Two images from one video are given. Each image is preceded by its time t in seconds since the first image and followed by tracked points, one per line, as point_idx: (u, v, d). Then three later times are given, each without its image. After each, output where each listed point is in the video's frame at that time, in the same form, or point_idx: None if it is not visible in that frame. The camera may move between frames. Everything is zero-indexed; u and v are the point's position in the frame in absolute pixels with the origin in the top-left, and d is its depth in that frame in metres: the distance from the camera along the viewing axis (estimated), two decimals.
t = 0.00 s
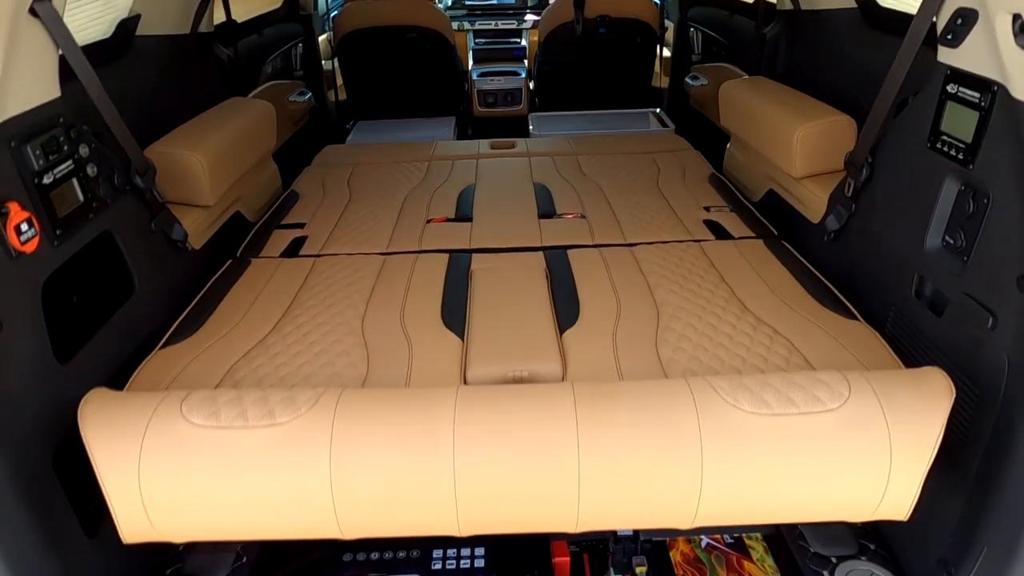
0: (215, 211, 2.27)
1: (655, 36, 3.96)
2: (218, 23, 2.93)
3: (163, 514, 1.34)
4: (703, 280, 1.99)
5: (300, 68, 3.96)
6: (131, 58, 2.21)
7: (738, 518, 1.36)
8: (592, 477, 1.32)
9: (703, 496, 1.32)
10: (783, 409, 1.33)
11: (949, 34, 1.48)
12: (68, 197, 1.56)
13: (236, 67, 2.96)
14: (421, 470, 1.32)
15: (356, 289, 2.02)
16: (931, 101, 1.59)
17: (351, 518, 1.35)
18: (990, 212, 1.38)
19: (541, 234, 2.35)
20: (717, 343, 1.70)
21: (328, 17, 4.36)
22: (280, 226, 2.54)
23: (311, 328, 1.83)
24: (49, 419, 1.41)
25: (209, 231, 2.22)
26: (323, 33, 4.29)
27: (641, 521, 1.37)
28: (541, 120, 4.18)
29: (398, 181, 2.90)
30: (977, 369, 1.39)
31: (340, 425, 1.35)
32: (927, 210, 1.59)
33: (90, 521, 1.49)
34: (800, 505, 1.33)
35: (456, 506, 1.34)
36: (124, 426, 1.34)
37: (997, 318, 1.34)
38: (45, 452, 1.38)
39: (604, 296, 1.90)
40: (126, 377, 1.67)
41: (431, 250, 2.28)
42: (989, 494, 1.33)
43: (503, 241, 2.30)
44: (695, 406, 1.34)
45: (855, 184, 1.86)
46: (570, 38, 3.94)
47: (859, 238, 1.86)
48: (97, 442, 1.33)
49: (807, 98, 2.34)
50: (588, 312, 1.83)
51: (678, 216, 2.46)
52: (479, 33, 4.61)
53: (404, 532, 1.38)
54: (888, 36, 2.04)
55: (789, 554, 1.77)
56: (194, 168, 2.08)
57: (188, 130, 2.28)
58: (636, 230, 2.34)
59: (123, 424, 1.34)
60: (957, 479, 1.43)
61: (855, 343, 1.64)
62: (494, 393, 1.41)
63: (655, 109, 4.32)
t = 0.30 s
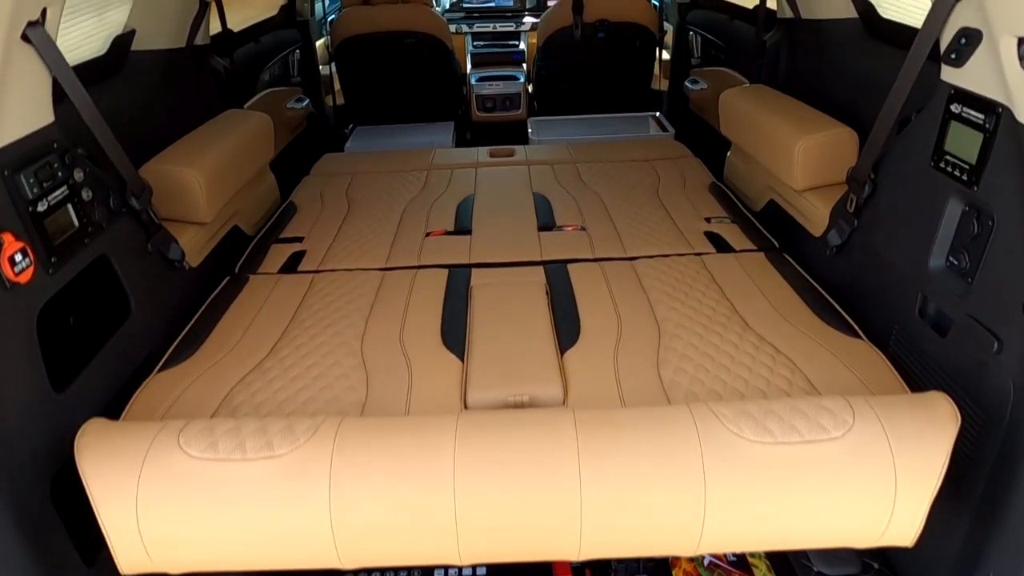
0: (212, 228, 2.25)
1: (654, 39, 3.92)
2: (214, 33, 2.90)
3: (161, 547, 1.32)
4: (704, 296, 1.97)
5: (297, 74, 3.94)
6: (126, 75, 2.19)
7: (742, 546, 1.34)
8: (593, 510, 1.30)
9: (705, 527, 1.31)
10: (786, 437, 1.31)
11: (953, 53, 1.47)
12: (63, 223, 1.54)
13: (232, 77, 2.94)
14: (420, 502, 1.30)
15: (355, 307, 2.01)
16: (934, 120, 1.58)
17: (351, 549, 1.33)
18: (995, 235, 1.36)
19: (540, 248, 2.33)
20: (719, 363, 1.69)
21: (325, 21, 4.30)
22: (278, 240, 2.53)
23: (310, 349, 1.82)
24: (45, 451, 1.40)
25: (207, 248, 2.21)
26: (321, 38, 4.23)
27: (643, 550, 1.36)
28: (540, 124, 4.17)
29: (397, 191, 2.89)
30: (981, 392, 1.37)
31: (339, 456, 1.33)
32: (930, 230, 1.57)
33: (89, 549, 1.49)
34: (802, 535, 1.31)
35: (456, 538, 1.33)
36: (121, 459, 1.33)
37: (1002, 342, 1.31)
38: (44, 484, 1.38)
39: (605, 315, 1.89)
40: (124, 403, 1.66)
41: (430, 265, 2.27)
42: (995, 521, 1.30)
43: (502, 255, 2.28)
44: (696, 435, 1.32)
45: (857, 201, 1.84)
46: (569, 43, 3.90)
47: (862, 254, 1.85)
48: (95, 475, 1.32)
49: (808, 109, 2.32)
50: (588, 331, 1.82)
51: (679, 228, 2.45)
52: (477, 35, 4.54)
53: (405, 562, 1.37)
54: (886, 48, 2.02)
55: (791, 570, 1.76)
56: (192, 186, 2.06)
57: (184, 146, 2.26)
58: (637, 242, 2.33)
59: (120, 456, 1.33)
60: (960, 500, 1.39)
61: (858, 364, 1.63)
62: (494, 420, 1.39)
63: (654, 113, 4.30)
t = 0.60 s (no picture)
0: (221, 246, 2.25)
1: (662, 48, 3.91)
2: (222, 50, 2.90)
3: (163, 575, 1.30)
4: (714, 313, 1.96)
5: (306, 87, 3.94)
6: (134, 94, 2.20)
7: None
8: (605, 540, 1.26)
9: (717, 554, 1.26)
10: (799, 463, 1.28)
11: (966, 71, 1.45)
12: (71, 248, 1.55)
13: (241, 93, 2.94)
14: (427, 531, 1.26)
15: (362, 325, 2.00)
16: (946, 137, 1.56)
17: None
18: (1010, 255, 1.34)
19: (548, 263, 2.32)
20: (729, 384, 1.67)
21: (334, 33, 4.30)
22: (286, 256, 2.53)
23: (318, 369, 1.82)
24: (53, 477, 1.39)
25: (215, 266, 2.21)
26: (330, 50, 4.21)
27: None
28: (548, 135, 4.16)
29: (405, 205, 2.89)
30: (997, 415, 1.34)
31: (345, 482, 1.31)
32: (944, 248, 1.55)
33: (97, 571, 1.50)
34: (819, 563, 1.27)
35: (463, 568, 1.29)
36: (128, 486, 1.31)
37: (1018, 365, 1.29)
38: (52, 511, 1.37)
39: (614, 334, 1.87)
40: (132, 426, 1.66)
41: (438, 281, 2.26)
42: (1013, 547, 1.28)
43: (510, 271, 2.27)
44: (707, 461, 1.29)
45: (869, 216, 1.82)
46: (578, 53, 3.88)
47: (874, 270, 1.82)
48: (101, 502, 1.31)
49: (817, 121, 2.30)
50: (597, 349, 1.81)
51: (688, 242, 2.43)
52: (485, 45, 4.52)
53: None
54: (896, 60, 2.00)
55: None
56: (199, 205, 2.06)
57: (191, 165, 2.26)
58: (646, 257, 2.31)
59: (126, 483, 1.32)
60: (975, 526, 1.38)
61: (871, 384, 1.61)
62: (502, 443, 1.38)
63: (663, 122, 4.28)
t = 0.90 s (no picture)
0: (224, 255, 2.26)
1: (664, 57, 3.92)
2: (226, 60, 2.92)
3: None
4: (716, 321, 1.95)
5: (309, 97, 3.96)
6: (139, 105, 2.21)
7: None
8: (606, 550, 1.25)
9: (718, 565, 1.25)
10: (801, 472, 1.27)
11: (965, 79, 1.45)
12: (75, 258, 1.56)
13: (245, 104, 2.96)
14: (429, 539, 1.26)
15: (365, 334, 2.01)
16: (947, 145, 1.56)
17: None
18: (1012, 263, 1.34)
19: (550, 271, 2.32)
20: (732, 392, 1.67)
21: (337, 43, 4.33)
22: (289, 266, 2.54)
23: (320, 378, 1.82)
24: (56, 487, 1.39)
25: (218, 275, 2.22)
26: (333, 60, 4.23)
27: None
28: (550, 144, 4.18)
29: (408, 214, 2.90)
30: (1001, 423, 1.34)
31: (348, 490, 1.31)
32: (946, 256, 1.55)
33: None
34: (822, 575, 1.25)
35: None
36: (131, 495, 1.31)
37: (1021, 372, 1.29)
38: (54, 520, 1.37)
39: (616, 342, 1.87)
40: (134, 435, 1.66)
41: (440, 290, 2.27)
42: (1017, 556, 1.27)
43: (513, 279, 2.28)
44: (709, 469, 1.29)
45: (870, 224, 1.82)
46: (580, 62, 3.90)
47: (876, 278, 1.82)
48: (104, 513, 1.30)
49: (819, 129, 2.30)
50: (599, 357, 1.81)
51: (690, 249, 2.43)
52: (488, 55, 4.54)
53: None
54: (897, 68, 2.00)
55: None
56: (203, 215, 2.07)
57: (195, 175, 2.27)
58: (648, 266, 2.32)
59: (129, 494, 1.32)
60: (980, 536, 1.37)
61: (874, 392, 1.61)
62: (503, 451, 1.38)
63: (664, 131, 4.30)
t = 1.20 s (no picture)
0: (229, 255, 2.27)
1: (667, 59, 3.93)
2: (232, 62, 2.93)
3: None
4: (719, 322, 1.96)
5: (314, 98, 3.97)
6: (145, 106, 2.23)
7: None
8: (610, 549, 1.25)
9: (722, 563, 1.25)
10: (805, 471, 1.27)
11: (968, 79, 1.46)
12: (83, 257, 1.56)
13: (250, 105, 2.97)
14: (434, 536, 1.26)
15: (369, 334, 2.01)
16: (951, 145, 1.57)
17: None
18: (1015, 262, 1.34)
19: (554, 272, 2.33)
20: (735, 392, 1.67)
21: (342, 46, 4.34)
22: (293, 266, 2.55)
23: (325, 378, 1.83)
24: (62, 484, 1.40)
25: (223, 275, 2.23)
26: (337, 62, 4.24)
27: None
28: (554, 145, 4.18)
29: (412, 215, 2.91)
30: (1005, 423, 1.34)
31: (353, 487, 1.32)
32: (950, 256, 1.55)
33: None
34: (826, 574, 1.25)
35: None
36: (137, 492, 1.32)
37: None
38: (61, 517, 1.38)
39: (620, 342, 1.88)
40: (140, 434, 1.67)
41: (444, 290, 2.27)
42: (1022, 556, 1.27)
43: (517, 280, 2.28)
44: (713, 468, 1.29)
45: (874, 224, 1.83)
46: (584, 64, 3.91)
47: (880, 278, 1.83)
48: (111, 510, 1.31)
49: (823, 131, 2.30)
50: (603, 357, 1.82)
51: (693, 250, 2.44)
52: (492, 57, 4.55)
53: None
54: (900, 70, 2.01)
55: None
56: (209, 215, 2.08)
57: (200, 175, 2.28)
58: (651, 266, 2.32)
59: (135, 490, 1.33)
60: (984, 536, 1.37)
61: (878, 392, 1.61)
62: (507, 450, 1.38)
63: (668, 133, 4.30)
